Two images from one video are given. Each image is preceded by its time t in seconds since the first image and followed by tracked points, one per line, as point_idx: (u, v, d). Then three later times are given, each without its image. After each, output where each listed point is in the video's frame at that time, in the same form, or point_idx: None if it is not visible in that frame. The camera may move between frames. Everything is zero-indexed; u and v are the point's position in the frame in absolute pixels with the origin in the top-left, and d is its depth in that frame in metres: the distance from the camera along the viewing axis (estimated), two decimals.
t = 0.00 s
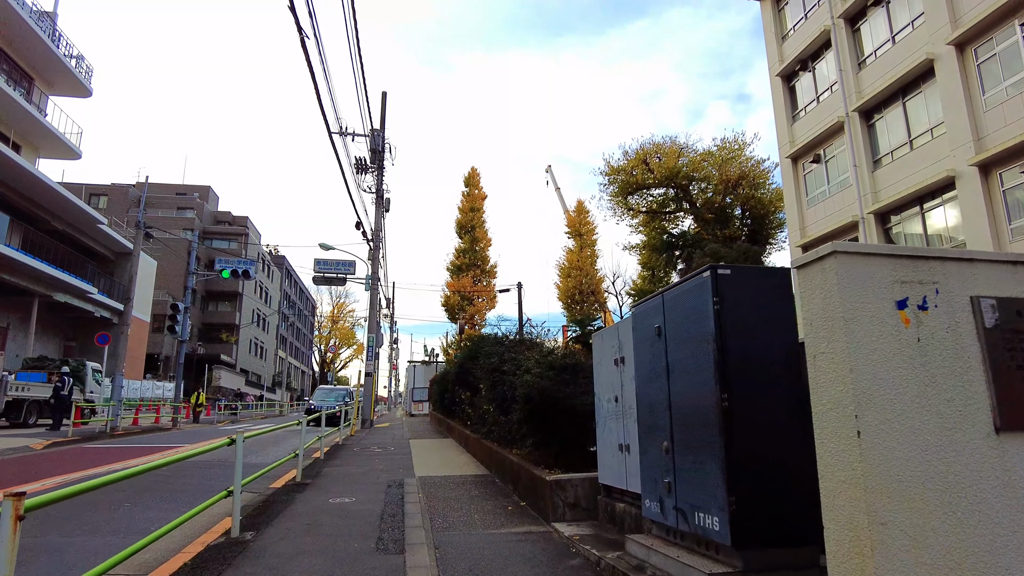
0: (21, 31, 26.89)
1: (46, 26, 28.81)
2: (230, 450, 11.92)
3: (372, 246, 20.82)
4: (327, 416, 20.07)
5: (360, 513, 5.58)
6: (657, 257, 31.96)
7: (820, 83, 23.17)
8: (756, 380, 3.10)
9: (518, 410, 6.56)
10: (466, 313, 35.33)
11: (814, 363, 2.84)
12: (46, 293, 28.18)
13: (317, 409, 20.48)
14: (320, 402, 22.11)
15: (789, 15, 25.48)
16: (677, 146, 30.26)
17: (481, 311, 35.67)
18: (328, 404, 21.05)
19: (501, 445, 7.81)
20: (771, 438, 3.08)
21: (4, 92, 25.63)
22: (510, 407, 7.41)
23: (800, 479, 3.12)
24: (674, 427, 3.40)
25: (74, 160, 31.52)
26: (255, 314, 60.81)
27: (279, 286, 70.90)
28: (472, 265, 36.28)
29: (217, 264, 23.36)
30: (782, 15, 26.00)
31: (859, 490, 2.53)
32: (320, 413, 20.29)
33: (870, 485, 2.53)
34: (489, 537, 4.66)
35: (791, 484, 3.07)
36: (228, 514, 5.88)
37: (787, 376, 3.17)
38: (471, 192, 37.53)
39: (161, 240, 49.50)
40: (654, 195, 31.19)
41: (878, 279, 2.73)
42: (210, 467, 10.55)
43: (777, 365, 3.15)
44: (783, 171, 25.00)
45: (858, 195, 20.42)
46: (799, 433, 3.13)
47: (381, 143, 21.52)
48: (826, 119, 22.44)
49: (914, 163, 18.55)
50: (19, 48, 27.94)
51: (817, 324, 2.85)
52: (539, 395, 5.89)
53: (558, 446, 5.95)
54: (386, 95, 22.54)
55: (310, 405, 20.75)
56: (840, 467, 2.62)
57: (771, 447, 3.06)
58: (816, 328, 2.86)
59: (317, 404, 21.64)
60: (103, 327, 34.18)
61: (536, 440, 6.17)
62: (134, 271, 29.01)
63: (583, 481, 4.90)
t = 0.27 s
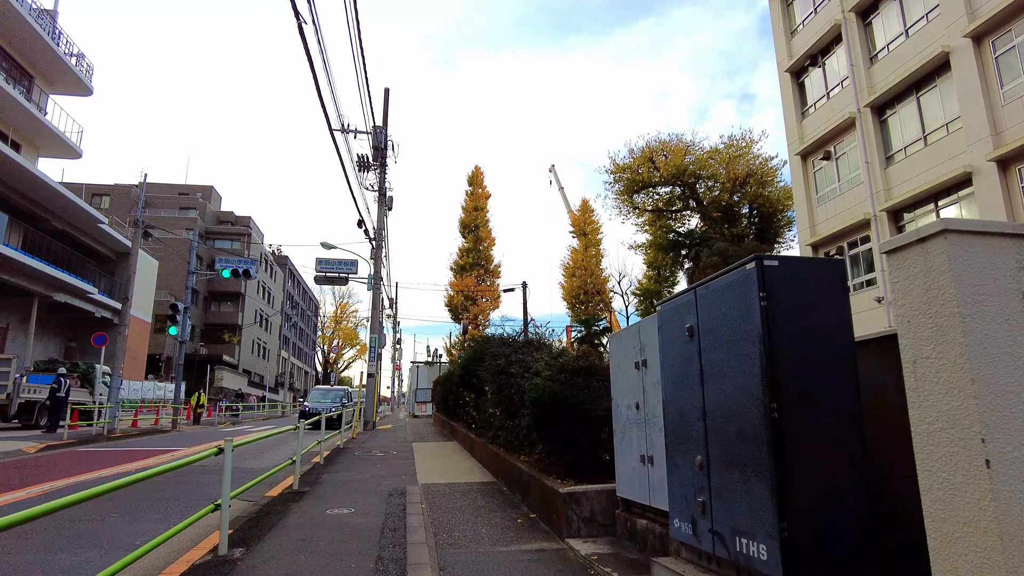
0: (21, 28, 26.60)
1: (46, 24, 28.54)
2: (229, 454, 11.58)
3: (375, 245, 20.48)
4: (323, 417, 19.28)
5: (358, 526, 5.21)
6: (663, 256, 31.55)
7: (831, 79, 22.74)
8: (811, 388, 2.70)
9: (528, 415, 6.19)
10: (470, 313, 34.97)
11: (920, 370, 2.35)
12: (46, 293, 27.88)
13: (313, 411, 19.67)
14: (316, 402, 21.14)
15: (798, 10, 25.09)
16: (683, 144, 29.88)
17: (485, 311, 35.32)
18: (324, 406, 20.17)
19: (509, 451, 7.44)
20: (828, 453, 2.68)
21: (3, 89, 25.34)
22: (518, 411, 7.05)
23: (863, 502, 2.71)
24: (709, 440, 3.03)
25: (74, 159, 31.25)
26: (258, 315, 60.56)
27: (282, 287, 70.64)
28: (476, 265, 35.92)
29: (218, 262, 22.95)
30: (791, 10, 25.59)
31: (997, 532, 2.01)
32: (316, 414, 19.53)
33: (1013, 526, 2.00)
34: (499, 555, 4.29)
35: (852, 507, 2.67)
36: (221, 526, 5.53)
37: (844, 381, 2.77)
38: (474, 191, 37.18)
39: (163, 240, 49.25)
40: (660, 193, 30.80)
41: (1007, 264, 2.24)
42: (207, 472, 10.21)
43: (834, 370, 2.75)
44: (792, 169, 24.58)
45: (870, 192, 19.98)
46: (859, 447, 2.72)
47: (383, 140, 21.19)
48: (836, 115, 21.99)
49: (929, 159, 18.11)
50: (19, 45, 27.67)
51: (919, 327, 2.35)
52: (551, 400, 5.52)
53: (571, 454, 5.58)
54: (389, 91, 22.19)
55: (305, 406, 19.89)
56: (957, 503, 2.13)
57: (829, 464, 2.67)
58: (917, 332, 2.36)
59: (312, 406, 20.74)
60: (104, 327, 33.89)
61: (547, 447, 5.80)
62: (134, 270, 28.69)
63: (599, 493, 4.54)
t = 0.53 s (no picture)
0: (16, 23, 26.26)
1: (42, 19, 28.19)
2: (224, 452, 11.25)
3: (374, 241, 20.17)
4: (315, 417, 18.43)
5: (355, 529, 4.89)
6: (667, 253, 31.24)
7: (837, 72, 22.39)
8: (871, 374, 2.37)
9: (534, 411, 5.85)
10: (471, 311, 34.66)
11: None
12: (42, 290, 27.54)
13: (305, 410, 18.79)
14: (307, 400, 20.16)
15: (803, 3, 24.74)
16: (687, 140, 29.57)
17: (486, 309, 34.99)
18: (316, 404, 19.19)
19: (515, 449, 7.11)
20: (894, 445, 2.35)
21: None
22: (523, 407, 6.71)
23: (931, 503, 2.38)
24: (748, 435, 2.69)
25: (71, 155, 30.92)
26: (258, 314, 60.26)
27: (282, 286, 70.31)
28: (477, 262, 35.57)
29: (216, 259, 22.57)
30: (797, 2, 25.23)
31: None
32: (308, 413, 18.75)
33: None
34: (506, 561, 3.95)
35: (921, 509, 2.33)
36: (208, 529, 5.21)
37: (906, 364, 2.44)
38: (475, 188, 36.85)
39: (162, 238, 48.93)
40: (663, 189, 30.46)
41: None
42: (200, 471, 9.88)
43: (896, 350, 2.42)
44: (798, 164, 24.22)
45: (878, 186, 19.61)
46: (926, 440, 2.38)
47: (383, 134, 20.87)
48: (844, 108, 21.62)
49: (939, 153, 17.77)
50: (15, 40, 27.32)
51: None
52: (559, 395, 5.17)
53: (582, 452, 5.22)
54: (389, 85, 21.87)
55: (294, 405, 18.92)
56: None
57: (894, 457, 2.34)
58: None
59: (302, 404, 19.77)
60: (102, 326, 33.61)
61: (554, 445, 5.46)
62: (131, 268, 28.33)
63: (613, 494, 4.21)
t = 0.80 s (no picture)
0: (11, 20, 25.91)
1: (37, 16, 27.85)
2: (219, 457, 10.92)
3: (374, 240, 19.85)
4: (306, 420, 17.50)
5: (353, 546, 4.56)
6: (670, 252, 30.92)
7: (844, 69, 22.04)
8: (951, 388, 2.05)
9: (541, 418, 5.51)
10: (471, 311, 34.31)
11: None
12: (38, 291, 27.19)
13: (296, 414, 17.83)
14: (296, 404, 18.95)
15: None
16: (690, 138, 29.27)
17: (486, 310, 34.65)
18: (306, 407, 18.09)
19: (521, 457, 6.77)
20: (977, 468, 2.03)
21: None
22: (530, 413, 6.37)
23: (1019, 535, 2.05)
24: (800, 454, 2.37)
25: (68, 154, 30.60)
26: (257, 314, 59.96)
27: (281, 286, 69.96)
28: (477, 262, 35.21)
29: (213, 259, 22.20)
30: None
31: None
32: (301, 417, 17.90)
33: None
34: None
35: (1007, 543, 2.03)
36: (196, 544, 4.87)
37: (986, 373, 2.12)
38: (475, 187, 36.49)
39: (160, 238, 48.59)
40: (666, 188, 30.12)
41: None
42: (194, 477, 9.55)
43: (977, 359, 2.10)
44: (803, 162, 23.88)
45: (886, 184, 19.27)
46: (1013, 461, 2.07)
47: (383, 131, 20.56)
48: (851, 105, 21.27)
49: (949, 150, 17.43)
50: (10, 38, 26.96)
51: None
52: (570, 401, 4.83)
53: (596, 464, 4.85)
54: (389, 82, 21.56)
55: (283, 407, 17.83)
56: None
57: (979, 484, 2.01)
58: None
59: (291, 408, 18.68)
60: (99, 326, 33.30)
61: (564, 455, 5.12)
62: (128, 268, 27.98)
63: (631, 510, 3.89)
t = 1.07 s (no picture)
0: (7, 15, 25.60)
1: (34, 12, 27.55)
2: (213, 458, 10.56)
3: (374, 237, 19.51)
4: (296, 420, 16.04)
5: (347, 554, 4.20)
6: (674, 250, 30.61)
7: (851, 63, 21.69)
8: None
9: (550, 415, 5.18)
10: (473, 310, 34.01)
11: None
12: (34, 289, 26.87)
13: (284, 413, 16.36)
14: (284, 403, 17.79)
15: None
16: (693, 135, 28.98)
17: (488, 309, 34.34)
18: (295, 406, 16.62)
19: (529, 456, 6.45)
20: None
21: None
22: (539, 410, 6.04)
23: None
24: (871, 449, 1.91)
25: (65, 151, 30.30)
26: (257, 314, 59.68)
27: (282, 286, 69.65)
28: (479, 261, 34.88)
29: (211, 256, 21.88)
30: None
31: None
32: (290, 416, 16.51)
33: None
34: None
35: None
36: (177, 550, 4.51)
37: None
38: (477, 185, 36.20)
39: (159, 237, 48.27)
40: (670, 185, 29.81)
41: None
42: (186, 477, 9.19)
43: None
44: (809, 158, 23.55)
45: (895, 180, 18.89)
46: None
47: (383, 126, 20.25)
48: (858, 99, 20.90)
49: (960, 144, 17.05)
50: (6, 33, 26.66)
51: None
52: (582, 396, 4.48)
53: (611, 462, 4.54)
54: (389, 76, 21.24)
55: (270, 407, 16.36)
56: None
57: None
58: None
59: (278, 406, 17.18)
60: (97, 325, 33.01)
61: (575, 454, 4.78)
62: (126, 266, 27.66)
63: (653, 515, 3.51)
